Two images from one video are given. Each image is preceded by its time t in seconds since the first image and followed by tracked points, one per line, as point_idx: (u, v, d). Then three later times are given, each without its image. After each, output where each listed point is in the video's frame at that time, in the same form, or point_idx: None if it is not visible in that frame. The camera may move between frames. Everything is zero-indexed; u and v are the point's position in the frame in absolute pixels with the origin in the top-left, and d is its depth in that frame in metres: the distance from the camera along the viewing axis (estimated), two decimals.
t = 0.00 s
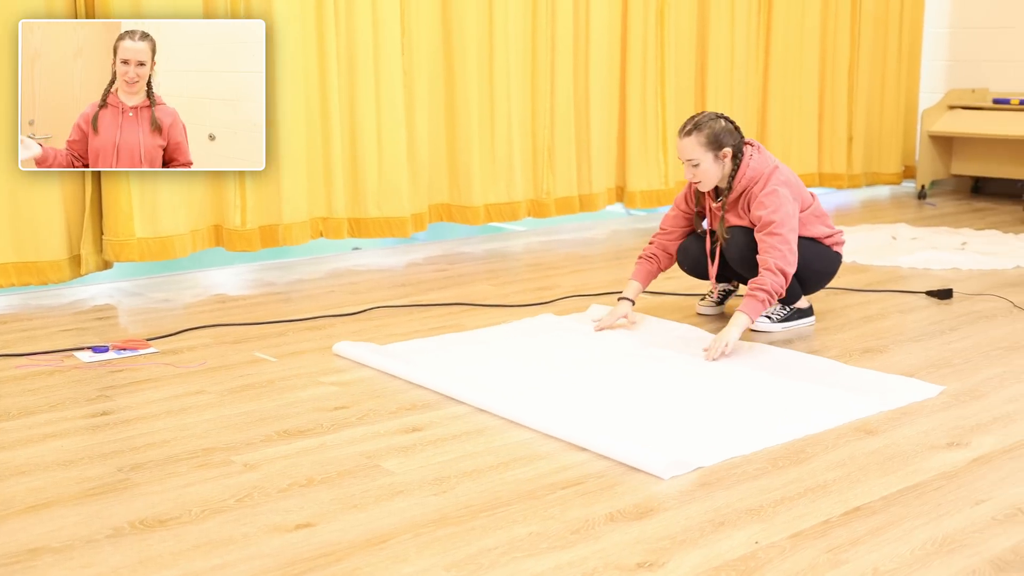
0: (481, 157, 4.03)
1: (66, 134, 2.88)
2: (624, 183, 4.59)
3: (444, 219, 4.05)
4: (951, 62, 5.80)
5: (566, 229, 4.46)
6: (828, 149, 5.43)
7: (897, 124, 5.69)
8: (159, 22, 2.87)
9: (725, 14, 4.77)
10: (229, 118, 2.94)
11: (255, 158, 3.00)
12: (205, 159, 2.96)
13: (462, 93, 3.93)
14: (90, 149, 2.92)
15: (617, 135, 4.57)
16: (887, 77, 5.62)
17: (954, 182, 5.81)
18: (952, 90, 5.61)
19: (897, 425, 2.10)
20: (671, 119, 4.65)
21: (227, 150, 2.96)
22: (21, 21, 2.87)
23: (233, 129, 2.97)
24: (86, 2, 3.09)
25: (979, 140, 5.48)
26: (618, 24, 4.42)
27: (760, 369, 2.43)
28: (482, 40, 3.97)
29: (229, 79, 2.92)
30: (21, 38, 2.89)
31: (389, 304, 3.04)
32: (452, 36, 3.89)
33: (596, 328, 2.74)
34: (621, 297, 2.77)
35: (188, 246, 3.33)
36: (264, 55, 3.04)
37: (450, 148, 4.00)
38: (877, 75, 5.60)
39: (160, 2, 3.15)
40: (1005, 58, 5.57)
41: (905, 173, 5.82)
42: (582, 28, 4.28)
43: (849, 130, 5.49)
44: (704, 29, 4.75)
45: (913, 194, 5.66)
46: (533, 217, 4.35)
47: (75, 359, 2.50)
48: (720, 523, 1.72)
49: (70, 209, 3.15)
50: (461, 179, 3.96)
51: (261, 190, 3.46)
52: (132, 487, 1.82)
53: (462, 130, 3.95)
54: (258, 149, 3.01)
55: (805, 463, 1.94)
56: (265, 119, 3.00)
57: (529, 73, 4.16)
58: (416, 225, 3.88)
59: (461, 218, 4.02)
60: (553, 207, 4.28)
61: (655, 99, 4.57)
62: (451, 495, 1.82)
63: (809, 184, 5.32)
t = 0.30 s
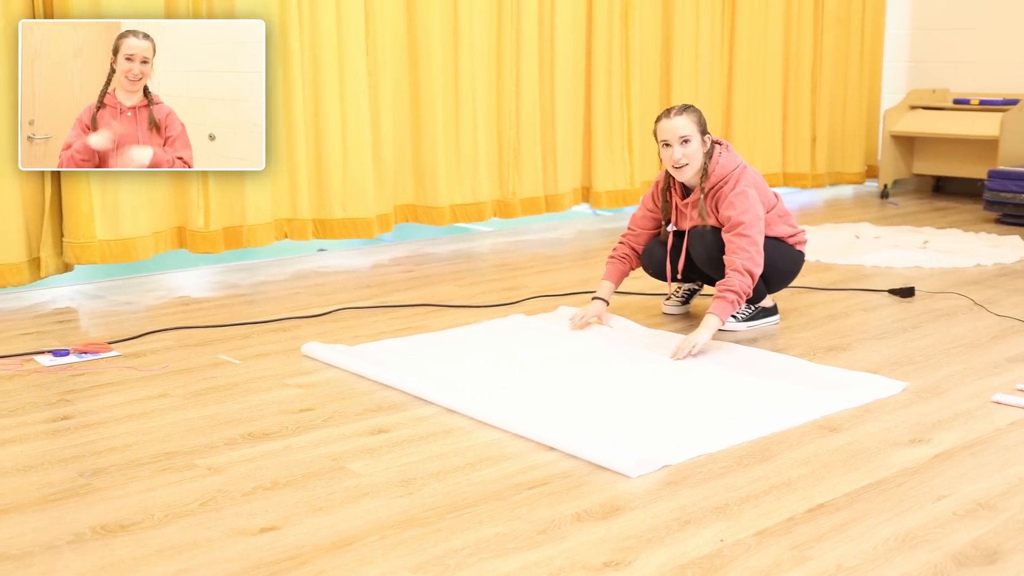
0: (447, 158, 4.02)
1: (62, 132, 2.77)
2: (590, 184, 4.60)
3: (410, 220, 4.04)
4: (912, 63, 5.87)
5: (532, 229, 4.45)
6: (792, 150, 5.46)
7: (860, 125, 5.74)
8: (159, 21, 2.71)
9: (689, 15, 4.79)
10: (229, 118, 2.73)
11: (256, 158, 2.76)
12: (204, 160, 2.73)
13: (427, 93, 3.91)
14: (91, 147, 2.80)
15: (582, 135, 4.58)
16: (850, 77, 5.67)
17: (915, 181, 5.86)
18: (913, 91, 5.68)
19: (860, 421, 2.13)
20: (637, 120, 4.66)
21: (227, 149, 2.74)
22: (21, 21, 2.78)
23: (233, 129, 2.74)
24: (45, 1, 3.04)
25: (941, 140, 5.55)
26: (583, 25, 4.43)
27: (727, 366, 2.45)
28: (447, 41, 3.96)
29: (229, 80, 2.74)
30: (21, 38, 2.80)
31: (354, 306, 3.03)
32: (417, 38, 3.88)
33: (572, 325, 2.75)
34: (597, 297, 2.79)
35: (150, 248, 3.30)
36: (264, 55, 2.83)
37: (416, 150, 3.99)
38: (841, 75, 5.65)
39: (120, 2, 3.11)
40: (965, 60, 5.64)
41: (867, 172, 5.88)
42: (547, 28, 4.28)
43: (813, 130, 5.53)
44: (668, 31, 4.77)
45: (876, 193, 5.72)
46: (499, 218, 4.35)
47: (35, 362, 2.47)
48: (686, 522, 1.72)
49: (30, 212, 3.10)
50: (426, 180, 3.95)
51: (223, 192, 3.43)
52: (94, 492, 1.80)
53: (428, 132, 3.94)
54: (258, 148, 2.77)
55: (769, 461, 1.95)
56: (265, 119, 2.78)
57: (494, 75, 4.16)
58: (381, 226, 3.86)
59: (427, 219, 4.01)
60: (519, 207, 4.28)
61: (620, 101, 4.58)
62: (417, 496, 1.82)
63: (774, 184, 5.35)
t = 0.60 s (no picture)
0: (422, 157, 4.02)
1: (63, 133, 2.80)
2: (566, 183, 4.61)
3: (386, 220, 4.04)
4: (887, 61, 5.89)
5: (508, 229, 4.46)
6: (768, 150, 5.47)
7: (836, 124, 5.74)
8: (160, 22, 2.77)
9: (664, 15, 4.80)
10: (229, 118, 2.83)
11: (256, 158, 2.87)
12: (204, 159, 2.84)
13: (402, 91, 3.91)
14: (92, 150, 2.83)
15: (558, 135, 4.58)
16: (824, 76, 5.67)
17: (891, 181, 5.87)
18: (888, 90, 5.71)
19: (838, 420, 2.13)
20: (612, 119, 4.67)
21: (227, 149, 2.85)
22: (21, 21, 2.83)
23: (233, 129, 2.85)
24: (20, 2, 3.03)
25: (916, 139, 5.57)
26: (557, 24, 4.43)
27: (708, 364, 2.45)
28: (423, 40, 3.97)
29: (229, 80, 2.81)
30: (21, 39, 2.84)
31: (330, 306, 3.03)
32: (392, 39, 3.88)
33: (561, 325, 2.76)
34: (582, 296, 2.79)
35: (126, 250, 3.29)
36: (263, 55, 2.93)
37: (392, 150, 3.99)
38: (817, 74, 5.66)
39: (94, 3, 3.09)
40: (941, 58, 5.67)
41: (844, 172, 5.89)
42: (521, 28, 4.29)
43: (788, 130, 5.54)
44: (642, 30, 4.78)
45: (853, 192, 5.74)
46: (475, 218, 4.35)
47: (12, 365, 2.47)
48: (663, 522, 1.72)
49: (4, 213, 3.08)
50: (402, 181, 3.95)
51: (199, 192, 3.43)
52: (71, 494, 1.80)
53: (404, 132, 3.95)
54: (258, 149, 2.88)
55: (746, 461, 1.95)
56: (265, 119, 2.88)
57: (469, 75, 4.17)
58: (358, 227, 3.87)
59: (403, 219, 4.01)
60: (495, 208, 4.29)
61: (595, 100, 4.59)
62: (394, 497, 1.81)
63: (750, 183, 5.36)
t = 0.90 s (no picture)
0: (406, 157, 4.02)
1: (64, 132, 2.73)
2: (550, 183, 4.63)
3: (370, 220, 4.04)
4: (869, 61, 5.91)
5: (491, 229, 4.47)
6: (751, 149, 5.48)
7: (819, 124, 5.76)
8: (159, 22, 2.69)
9: (647, 14, 4.80)
10: (229, 118, 2.75)
11: (256, 158, 2.84)
12: (204, 160, 2.78)
13: (386, 91, 3.91)
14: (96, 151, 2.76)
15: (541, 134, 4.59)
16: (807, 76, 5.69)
17: (874, 180, 5.91)
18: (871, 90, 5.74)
19: (821, 420, 2.13)
20: (595, 118, 4.68)
21: (227, 149, 2.78)
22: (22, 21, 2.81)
23: (233, 129, 2.77)
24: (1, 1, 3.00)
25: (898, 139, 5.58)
26: (540, 25, 4.44)
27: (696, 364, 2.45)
28: (406, 39, 3.97)
29: (230, 79, 2.74)
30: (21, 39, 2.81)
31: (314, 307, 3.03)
32: (375, 39, 3.88)
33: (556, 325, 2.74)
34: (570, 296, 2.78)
35: (109, 250, 3.28)
36: (262, 56, 2.92)
37: (375, 150, 4.00)
38: (800, 74, 5.68)
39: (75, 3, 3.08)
40: (924, 58, 5.70)
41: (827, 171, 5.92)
42: (504, 28, 4.29)
43: (771, 129, 5.55)
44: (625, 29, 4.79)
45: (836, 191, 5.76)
46: (459, 217, 4.36)
47: None
48: (647, 521, 1.71)
49: None
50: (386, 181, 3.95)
51: (182, 193, 3.42)
52: (54, 496, 1.79)
53: (387, 132, 3.95)
54: (257, 148, 2.85)
55: (731, 460, 1.95)
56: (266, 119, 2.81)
57: (453, 75, 4.17)
58: (341, 227, 3.87)
59: (387, 220, 4.01)
60: (479, 208, 4.29)
61: (579, 100, 4.60)
62: (379, 497, 1.80)
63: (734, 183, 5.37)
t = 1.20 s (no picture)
0: (362, 158, 4.01)
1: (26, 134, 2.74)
2: (508, 183, 4.62)
3: (327, 222, 4.01)
4: (823, 61, 6.01)
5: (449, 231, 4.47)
6: (708, 149, 5.50)
7: (773, 124, 5.77)
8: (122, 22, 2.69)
9: (603, 14, 4.82)
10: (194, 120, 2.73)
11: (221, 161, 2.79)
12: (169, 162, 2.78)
13: (342, 92, 3.89)
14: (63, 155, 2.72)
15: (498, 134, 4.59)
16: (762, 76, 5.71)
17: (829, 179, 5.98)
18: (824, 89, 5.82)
19: (777, 417, 2.15)
20: (552, 117, 4.69)
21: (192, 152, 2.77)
22: None
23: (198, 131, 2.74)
24: None
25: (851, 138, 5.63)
26: (496, 25, 4.44)
27: (654, 369, 2.47)
28: (361, 39, 3.96)
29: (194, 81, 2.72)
30: None
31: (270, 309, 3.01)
32: (330, 39, 3.86)
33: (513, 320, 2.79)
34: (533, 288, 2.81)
35: (61, 254, 3.24)
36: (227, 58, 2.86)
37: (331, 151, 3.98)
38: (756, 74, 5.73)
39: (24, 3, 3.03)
40: (878, 58, 5.78)
41: (783, 171, 5.98)
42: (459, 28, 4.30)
43: (727, 128, 5.58)
44: (582, 29, 4.80)
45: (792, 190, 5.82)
46: (416, 219, 4.36)
47: None
48: (606, 519, 1.69)
49: None
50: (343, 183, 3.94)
51: (136, 194, 3.39)
52: (6, 503, 1.76)
53: (343, 132, 3.93)
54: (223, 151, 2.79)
55: (688, 457, 1.95)
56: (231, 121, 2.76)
57: (408, 75, 4.17)
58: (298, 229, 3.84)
59: (344, 221, 4.00)
60: (437, 209, 4.29)
61: (536, 99, 4.61)
62: (336, 500, 1.77)
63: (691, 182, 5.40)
